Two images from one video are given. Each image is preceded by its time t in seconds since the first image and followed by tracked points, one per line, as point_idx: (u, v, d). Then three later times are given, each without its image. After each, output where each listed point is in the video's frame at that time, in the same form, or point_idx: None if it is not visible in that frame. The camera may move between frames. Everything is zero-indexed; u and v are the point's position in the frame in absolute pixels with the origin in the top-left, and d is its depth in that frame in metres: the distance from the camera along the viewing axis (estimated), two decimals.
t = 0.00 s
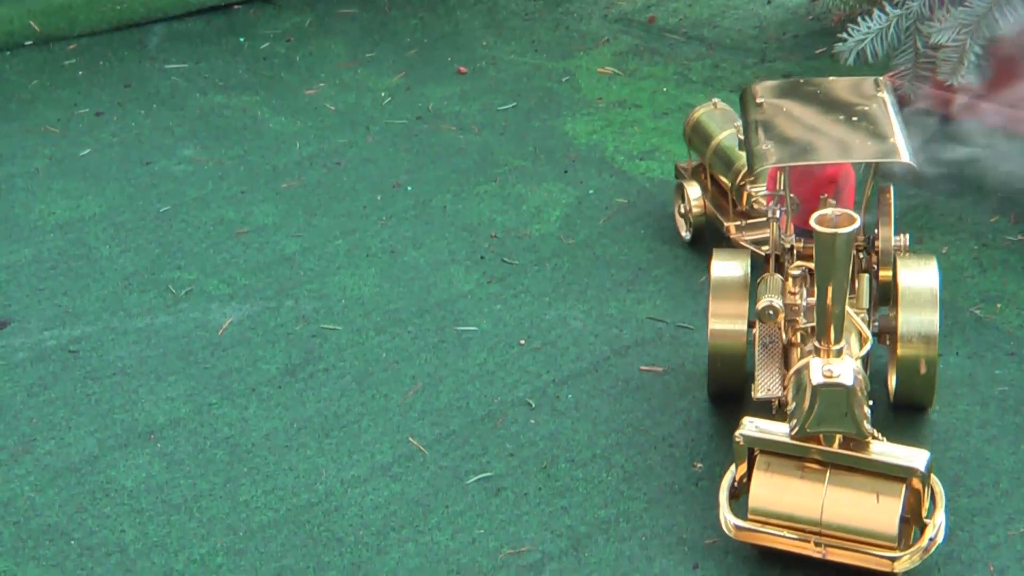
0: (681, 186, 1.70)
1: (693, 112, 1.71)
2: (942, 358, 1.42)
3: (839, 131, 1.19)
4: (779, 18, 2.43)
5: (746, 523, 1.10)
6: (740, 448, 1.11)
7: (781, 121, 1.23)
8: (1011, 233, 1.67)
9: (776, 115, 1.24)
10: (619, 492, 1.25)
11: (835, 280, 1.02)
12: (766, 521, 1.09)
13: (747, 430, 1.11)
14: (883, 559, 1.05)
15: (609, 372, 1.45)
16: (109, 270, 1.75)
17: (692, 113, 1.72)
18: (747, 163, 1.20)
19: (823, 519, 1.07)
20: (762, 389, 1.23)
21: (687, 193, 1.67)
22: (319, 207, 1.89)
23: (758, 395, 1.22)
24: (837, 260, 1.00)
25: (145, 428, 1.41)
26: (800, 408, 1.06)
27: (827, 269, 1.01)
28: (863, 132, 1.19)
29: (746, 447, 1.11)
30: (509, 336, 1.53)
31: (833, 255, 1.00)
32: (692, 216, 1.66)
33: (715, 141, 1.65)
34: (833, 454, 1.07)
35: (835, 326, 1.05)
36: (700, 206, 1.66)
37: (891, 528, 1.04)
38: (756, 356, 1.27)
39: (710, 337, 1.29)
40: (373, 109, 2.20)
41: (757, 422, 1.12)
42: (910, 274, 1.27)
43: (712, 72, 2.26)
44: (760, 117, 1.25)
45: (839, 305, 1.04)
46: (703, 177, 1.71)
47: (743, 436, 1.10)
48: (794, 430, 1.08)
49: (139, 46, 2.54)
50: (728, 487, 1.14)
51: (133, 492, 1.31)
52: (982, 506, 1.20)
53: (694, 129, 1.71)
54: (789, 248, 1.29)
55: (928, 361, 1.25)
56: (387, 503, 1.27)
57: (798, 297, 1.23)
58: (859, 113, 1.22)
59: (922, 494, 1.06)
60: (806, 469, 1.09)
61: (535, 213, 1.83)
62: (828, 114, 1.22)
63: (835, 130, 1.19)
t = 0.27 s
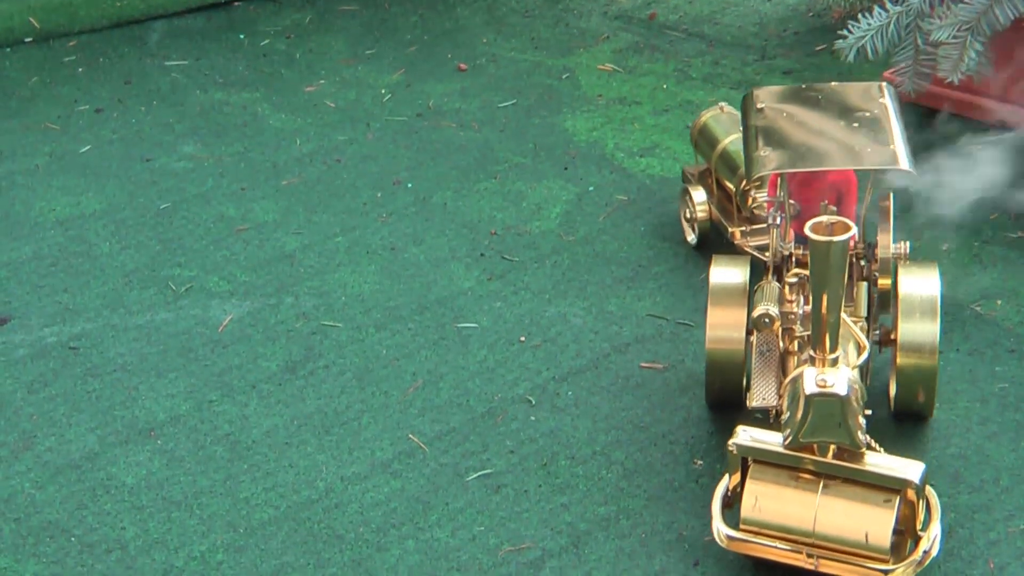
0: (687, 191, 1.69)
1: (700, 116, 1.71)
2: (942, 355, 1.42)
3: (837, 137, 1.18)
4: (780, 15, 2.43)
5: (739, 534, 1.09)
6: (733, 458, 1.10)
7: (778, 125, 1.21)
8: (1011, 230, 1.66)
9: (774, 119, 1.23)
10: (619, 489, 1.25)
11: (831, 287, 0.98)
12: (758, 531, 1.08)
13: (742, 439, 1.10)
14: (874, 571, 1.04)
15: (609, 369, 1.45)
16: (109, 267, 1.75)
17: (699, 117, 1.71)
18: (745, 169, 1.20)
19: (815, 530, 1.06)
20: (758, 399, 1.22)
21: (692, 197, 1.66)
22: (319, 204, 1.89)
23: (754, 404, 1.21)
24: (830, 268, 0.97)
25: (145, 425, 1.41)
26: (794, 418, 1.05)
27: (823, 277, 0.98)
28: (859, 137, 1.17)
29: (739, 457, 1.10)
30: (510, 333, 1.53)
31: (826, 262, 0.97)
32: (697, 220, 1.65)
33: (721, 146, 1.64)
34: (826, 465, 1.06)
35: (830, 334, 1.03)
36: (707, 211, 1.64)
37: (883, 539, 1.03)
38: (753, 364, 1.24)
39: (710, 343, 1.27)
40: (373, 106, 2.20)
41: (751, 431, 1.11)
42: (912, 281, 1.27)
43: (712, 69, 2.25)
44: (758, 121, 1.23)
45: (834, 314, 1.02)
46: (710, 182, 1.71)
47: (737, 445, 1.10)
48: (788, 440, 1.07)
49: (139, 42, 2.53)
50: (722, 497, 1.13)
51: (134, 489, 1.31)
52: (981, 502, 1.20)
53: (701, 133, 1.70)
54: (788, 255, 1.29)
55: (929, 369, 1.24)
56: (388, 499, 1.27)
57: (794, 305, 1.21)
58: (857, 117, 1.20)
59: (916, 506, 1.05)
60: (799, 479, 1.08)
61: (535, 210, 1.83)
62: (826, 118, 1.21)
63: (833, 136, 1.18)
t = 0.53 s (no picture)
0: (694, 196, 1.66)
1: (709, 120, 1.66)
2: (943, 353, 1.42)
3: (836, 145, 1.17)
4: (781, 14, 2.43)
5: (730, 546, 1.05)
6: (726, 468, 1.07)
7: (781, 134, 1.21)
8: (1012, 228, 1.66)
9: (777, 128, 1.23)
10: (620, 488, 1.25)
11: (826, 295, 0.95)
12: (750, 544, 1.04)
13: (735, 450, 1.07)
14: None
15: (610, 367, 1.45)
16: (110, 265, 1.75)
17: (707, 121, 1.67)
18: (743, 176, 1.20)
19: (807, 542, 1.02)
20: (752, 408, 1.18)
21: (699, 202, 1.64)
22: (320, 202, 1.89)
23: (748, 415, 1.17)
24: (826, 278, 0.93)
25: (146, 423, 1.41)
26: (785, 430, 1.01)
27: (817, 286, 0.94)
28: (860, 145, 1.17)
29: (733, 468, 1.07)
30: (510, 332, 1.53)
31: (821, 269, 0.93)
32: (704, 225, 1.63)
33: (727, 151, 1.60)
34: (819, 476, 1.03)
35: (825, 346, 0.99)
36: (712, 219, 1.62)
37: (875, 553, 0.99)
38: (749, 374, 1.22)
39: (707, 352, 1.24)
40: (374, 104, 2.20)
41: (745, 442, 1.08)
42: (913, 291, 1.24)
43: (713, 67, 2.25)
44: (760, 129, 1.23)
45: (828, 324, 0.98)
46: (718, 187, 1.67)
47: (729, 455, 1.06)
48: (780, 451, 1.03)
49: (140, 41, 2.53)
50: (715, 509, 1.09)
51: (135, 487, 1.31)
52: (982, 501, 1.20)
53: (709, 137, 1.66)
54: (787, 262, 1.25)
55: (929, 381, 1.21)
56: (388, 498, 1.27)
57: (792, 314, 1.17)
58: (859, 126, 1.20)
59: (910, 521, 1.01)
60: (792, 491, 1.04)
61: (536, 209, 1.83)
62: (828, 126, 1.21)
63: (833, 143, 1.17)
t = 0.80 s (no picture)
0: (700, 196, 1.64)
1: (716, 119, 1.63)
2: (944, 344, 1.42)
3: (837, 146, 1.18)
4: (782, 5, 2.42)
5: (721, 550, 1.04)
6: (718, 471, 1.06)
7: (781, 135, 1.22)
8: (1013, 219, 1.66)
9: (777, 128, 1.23)
10: (621, 479, 1.25)
11: (820, 301, 0.94)
12: (740, 548, 1.04)
13: (727, 452, 1.06)
14: None
15: (611, 358, 1.45)
16: (110, 257, 1.75)
17: (715, 119, 1.64)
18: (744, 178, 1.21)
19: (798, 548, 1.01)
20: (747, 412, 1.17)
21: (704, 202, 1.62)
22: (320, 194, 1.89)
23: (742, 419, 1.17)
24: (820, 286, 0.93)
25: (147, 414, 1.41)
26: (778, 436, 1.01)
27: (812, 292, 0.94)
28: (860, 148, 1.17)
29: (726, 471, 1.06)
30: (511, 323, 1.53)
31: (817, 278, 0.92)
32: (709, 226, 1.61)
33: (734, 152, 1.57)
34: (812, 481, 1.02)
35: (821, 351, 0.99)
36: (717, 218, 1.60)
37: (868, 559, 0.99)
38: (746, 377, 1.20)
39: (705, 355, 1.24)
40: (375, 96, 2.20)
41: (738, 446, 1.07)
42: (913, 295, 1.23)
43: (714, 58, 2.25)
44: (761, 130, 1.24)
45: (824, 329, 0.98)
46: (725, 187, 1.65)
47: (722, 458, 1.06)
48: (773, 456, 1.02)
49: (140, 32, 2.53)
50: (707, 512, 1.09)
51: (136, 478, 1.31)
52: (982, 491, 1.20)
53: (716, 137, 1.63)
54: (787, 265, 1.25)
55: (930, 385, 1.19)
56: (389, 489, 1.27)
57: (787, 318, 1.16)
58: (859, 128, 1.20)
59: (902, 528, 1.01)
60: (785, 495, 1.04)
61: (537, 200, 1.82)
62: (829, 128, 1.21)
63: (833, 145, 1.18)
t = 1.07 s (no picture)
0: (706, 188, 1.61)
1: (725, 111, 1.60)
2: (945, 331, 1.42)
3: (837, 142, 1.16)
4: None
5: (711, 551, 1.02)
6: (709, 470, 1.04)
7: (779, 130, 1.20)
8: (1014, 206, 1.66)
9: (775, 123, 1.21)
10: (621, 466, 1.25)
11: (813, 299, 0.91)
12: (730, 549, 1.01)
13: (718, 452, 1.03)
14: None
15: (611, 345, 1.45)
16: (111, 243, 1.75)
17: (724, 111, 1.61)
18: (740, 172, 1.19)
19: (787, 549, 0.99)
20: (739, 411, 1.11)
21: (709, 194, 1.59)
22: (320, 180, 1.89)
23: (734, 419, 1.11)
24: (811, 281, 0.90)
25: (148, 401, 1.41)
26: (769, 434, 0.98)
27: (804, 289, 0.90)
28: (858, 146, 1.15)
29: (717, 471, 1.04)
30: (512, 310, 1.53)
31: (808, 274, 0.90)
32: (714, 217, 1.58)
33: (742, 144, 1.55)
34: (802, 481, 1.00)
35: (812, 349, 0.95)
36: (722, 212, 1.57)
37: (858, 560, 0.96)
38: (741, 376, 1.15)
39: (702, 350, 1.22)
40: (375, 82, 2.20)
41: (729, 445, 1.04)
42: (912, 291, 1.20)
43: (715, 44, 2.25)
44: (759, 123, 1.22)
45: (815, 329, 0.94)
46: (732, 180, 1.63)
47: (713, 458, 1.03)
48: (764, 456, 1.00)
49: (140, 18, 2.53)
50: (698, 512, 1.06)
51: (136, 464, 1.31)
52: (982, 478, 1.20)
53: (726, 129, 1.61)
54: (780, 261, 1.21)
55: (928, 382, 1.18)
56: (390, 476, 1.27)
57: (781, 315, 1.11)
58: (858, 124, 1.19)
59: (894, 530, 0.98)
60: (776, 495, 1.02)
61: (537, 187, 1.82)
62: (827, 125, 1.19)
63: (832, 140, 1.17)
